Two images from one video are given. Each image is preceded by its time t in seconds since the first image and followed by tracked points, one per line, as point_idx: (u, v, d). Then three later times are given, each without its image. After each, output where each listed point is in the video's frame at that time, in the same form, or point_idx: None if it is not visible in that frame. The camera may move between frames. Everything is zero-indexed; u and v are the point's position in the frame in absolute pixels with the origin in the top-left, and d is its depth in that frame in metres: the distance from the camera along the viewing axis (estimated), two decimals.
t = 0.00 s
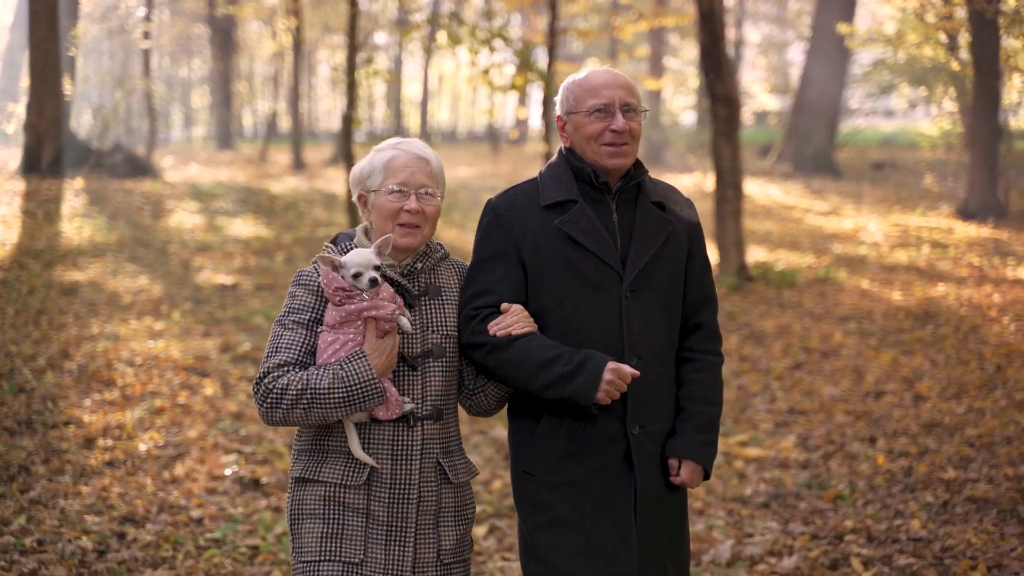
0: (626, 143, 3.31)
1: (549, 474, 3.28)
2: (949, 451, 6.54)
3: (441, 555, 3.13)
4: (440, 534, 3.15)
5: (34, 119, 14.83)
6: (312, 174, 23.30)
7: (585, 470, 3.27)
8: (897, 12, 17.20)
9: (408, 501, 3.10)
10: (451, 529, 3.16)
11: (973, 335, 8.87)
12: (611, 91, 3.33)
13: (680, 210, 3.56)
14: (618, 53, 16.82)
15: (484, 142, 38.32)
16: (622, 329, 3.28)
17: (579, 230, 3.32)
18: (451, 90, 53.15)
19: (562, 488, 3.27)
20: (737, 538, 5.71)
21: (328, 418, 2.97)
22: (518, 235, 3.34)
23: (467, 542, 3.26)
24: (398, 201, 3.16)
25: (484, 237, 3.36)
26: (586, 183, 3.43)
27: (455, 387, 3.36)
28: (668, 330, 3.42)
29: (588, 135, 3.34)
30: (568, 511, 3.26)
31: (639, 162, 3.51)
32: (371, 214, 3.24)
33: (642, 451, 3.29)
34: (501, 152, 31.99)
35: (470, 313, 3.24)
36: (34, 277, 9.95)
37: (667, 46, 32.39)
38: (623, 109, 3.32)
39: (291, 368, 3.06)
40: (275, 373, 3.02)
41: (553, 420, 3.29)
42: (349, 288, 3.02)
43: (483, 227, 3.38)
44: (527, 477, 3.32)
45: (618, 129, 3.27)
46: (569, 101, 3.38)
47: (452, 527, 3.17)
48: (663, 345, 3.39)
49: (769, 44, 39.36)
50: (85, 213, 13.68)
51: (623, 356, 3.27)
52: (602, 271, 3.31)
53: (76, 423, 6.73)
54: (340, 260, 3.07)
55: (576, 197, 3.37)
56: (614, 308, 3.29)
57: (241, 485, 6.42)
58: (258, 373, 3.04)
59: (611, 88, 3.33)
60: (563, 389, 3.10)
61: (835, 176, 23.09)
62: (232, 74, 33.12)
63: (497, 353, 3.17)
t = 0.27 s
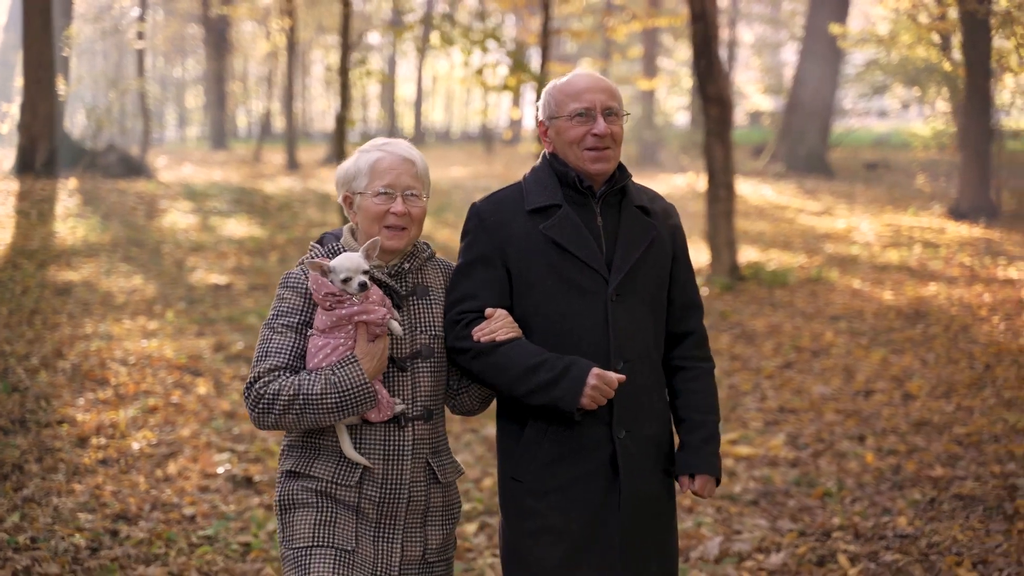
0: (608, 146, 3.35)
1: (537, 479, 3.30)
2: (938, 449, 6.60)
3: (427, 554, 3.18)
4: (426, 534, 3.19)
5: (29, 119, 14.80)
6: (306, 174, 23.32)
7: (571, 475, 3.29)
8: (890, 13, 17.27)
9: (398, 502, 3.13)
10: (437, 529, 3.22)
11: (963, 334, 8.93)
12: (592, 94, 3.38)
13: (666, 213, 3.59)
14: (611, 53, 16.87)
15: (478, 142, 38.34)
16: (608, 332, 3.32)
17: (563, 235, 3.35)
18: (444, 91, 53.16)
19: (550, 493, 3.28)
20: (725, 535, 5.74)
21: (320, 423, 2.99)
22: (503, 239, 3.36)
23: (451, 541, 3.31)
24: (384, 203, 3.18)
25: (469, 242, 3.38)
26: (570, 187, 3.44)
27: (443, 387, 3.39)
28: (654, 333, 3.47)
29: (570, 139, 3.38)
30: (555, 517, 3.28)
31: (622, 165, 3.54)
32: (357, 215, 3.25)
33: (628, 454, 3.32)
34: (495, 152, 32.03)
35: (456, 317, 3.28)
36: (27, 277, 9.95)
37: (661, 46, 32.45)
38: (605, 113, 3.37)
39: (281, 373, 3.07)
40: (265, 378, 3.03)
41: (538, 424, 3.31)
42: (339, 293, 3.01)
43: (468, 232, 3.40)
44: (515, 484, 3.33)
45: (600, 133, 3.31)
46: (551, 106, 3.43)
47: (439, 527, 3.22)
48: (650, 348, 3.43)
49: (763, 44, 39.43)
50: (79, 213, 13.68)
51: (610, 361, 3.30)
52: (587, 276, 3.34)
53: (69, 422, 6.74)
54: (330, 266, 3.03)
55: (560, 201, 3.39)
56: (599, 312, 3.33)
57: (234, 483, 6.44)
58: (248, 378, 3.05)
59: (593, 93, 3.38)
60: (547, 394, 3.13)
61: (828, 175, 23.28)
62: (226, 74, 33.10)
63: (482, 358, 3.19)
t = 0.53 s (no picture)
0: (583, 147, 3.38)
1: (517, 480, 3.33)
2: (923, 447, 6.66)
3: (415, 558, 3.22)
4: (413, 540, 3.23)
5: (20, 120, 14.75)
6: (298, 175, 23.31)
7: (550, 475, 3.32)
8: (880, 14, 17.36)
9: (385, 507, 3.15)
10: (423, 533, 3.25)
11: (950, 334, 8.99)
12: (567, 96, 3.39)
13: (644, 212, 3.62)
14: (602, 54, 16.91)
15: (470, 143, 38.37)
16: (586, 331, 3.36)
17: (540, 234, 3.39)
18: (437, 91, 53.15)
19: (531, 493, 3.32)
20: (710, 532, 5.79)
21: (304, 430, 3.00)
22: (479, 241, 3.40)
23: (437, 543, 3.36)
24: (358, 211, 3.20)
25: (446, 244, 3.41)
26: (547, 188, 3.49)
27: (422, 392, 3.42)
28: (635, 334, 3.52)
29: (545, 141, 3.39)
30: (535, 516, 3.31)
31: (599, 163, 3.56)
32: (331, 222, 3.27)
33: (606, 452, 3.35)
34: (487, 153, 32.07)
35: (434, 319, 3.30)
36: (18, 277, 9.94)
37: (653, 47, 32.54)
38: (579, 114, 3.39)
39: (262, 380, 3.07)
40: (247, 387, 3.03)
41: (517, 425, 3.35)
42: (320, 297, 3.04)
43: (445, 233, 3.44)
44: (496, 485, 3.37)
45: (574, 135, 3.33)
46: (526, 107, 3.44)
47: (425, 532, 3.26)
48: (630, 348, 3.47)
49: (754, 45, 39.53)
50: (70, 213, 13.67)
51: (589, 360, 3.35)
52: (565, 275, 3.38)
53: (60, 421, 6.75)
54: (310, 269, 3.07)
55: (537, 201, 3.43)
56: (577, 311, 3.37)
57: (224, 481, 6.46)
58: (229, 387, 3.04)
59: (567, 94, 3.40)
60: (525, 394, 3.16)
61: (818, 176, 23.44)
62: (218, 75, 33.08)
63: (461, 359, 3.22)
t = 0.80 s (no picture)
0: (557, 142, 3.41)
1: (501, 476, 3.36)
2: (912, 444, 6.70)
3: (404, 556, 3.20)
4: (402, 538, 3.22)
5: (15, 119, 14.72)
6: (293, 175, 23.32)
7: (535, 472, 3.35)
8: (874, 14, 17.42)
9: (370, 505, 3.15)
10: (411, 530, 3.24)
11: (940, 333, 9.05)
12: (540, 91, 3.42)
13: (622, 205, 3.67)
14: (596, 54, 16.95)
15: (465, 142, 38.40)
16: (566, 325, 3.38)
17: (518, 230, 3.42)
18: (432, 91, 53.15)
19: (516, 490, 3.35)
20: (699, 528, 5.83)
21: (285, 426, 2.98)
22: (457, 238, 3.44)
23: (425, 541, 3.35)
24: (329, 209, 3.21)
25: (425, 242, 3.45)
26: (523, 183, 3.52)
27: (404, 388, 3.41)
28: (616, 327, 3.55)
29: (520, 136, 3.42)
30: (522, 513, 3.35)
31: (575, 157, 3.60)
32: (303, 223, 3.28)
33: (590, 447, 3.37)
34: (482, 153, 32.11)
35: (415, 317, 3.32)
36: (12, 276, 9.95)
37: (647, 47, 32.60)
38: (553, 109, 3.42)
39: (242, 379, 3.04)
40: (226, 387, 3.00)
41: (500, 421, 3.38)
42: (297, 291, 3.04)
43: (424, 232, 3.47)
44: (481, 483, 3.41)
45: (548, 129, 3.37)
46: (500, 103, 3.47)
47: (413, 529, 3.26)
48: (611, 342, 3.50)
49: (748, 45, 39.58)
50: (64, 213, 13.67)
51: (570, 355, 3.37)
52: (544, 269, 3.41)
53: (54, 419, 6.77)
54: (287, 264, 3.07)
55: (514, 197, 3.47)
56: (557, 305, 3.40)
57: (217, 478, 6.48)
58: (208, 388, 3.02)
59: (541, 89, 3.43)
60: (508, 390, 3.19)
61: (812, 176, 23.51)
62: (213, 75, 33.05)
63: (442, 356, 3.24)
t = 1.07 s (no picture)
0: (546, 137, 3.45)
1: (491, 474, 3.38)
2: (904, 442, 6.74)
3: (390, 554, 3.17)
4: (386, 536, 3.19)
5: (12, 119, 14.68)
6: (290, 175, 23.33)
7: (526, 468, 3.38)
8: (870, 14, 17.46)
9: (354, 501, 3.12)
10: (397, 528, 3.22)
11: (934, 332, 9.08)
12: (530, 87, 3.46)
13: (610, 202, 3.71)
14: (593, 53, 16.97)
15: (462, 142, 38.40)
16: (556, 321, 3.42)
17: (508, 225, 3.45)
18: (429, 91, 53.16)
19: (507, 487, 3.37)
20: (692, 525, 5.87)
21: (268, 419, 2.96)
22: (447, 234, 3.46)
23: (412, 541, 3.32)
24: (312, 206, 3.20)
25: (414, 238, 3.47)
26: (513, 179, 3.55)
27: (390, 384, 3.40)
28: (605, 321, 3.59)
29: (510, 131, 3.46)
30: (514, 511, 3.37)
31: (564, 153, 3.65)
32: (286, 221, 3.26)
33: (580, 442, 3.41)
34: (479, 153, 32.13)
35: (405, 313, 3.33)
36: (9, 275, 9.95)
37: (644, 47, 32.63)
38: (542, 105, 3.45)
39: (226, 373, 3.04)
40: (209, 379, 2.99)
41: (489, 418, 3.40)
42: (281, 283, 3.04)
43: (412, 227, 3.50)
44: (471, 480, 3.41)
45: (537, 126, 3.41)
46: (490, 99, 3.51)
47: (399, 527, 3.23)
48: (600, 336, 3.55)
49: (745, 46, 39.62)
50: (61, 213, 13.67)
51: (560, 350, 3.41)
52: (534, 265, 3.44)
53: (51, 417, 6.79)
54: (270, 257, 3.07)
55: (504, 192, 3.50)
56: (548, 300, 3.43)
57: (214, 475, 6.50)
58: (192, 382, 3.00)
59: (530, 85, 3.46)
60: (499, 385, 3.22)
61: (808, 176, 23.55)
62: (211, 74, 33.05)
63: (432, 352, 3.27)
